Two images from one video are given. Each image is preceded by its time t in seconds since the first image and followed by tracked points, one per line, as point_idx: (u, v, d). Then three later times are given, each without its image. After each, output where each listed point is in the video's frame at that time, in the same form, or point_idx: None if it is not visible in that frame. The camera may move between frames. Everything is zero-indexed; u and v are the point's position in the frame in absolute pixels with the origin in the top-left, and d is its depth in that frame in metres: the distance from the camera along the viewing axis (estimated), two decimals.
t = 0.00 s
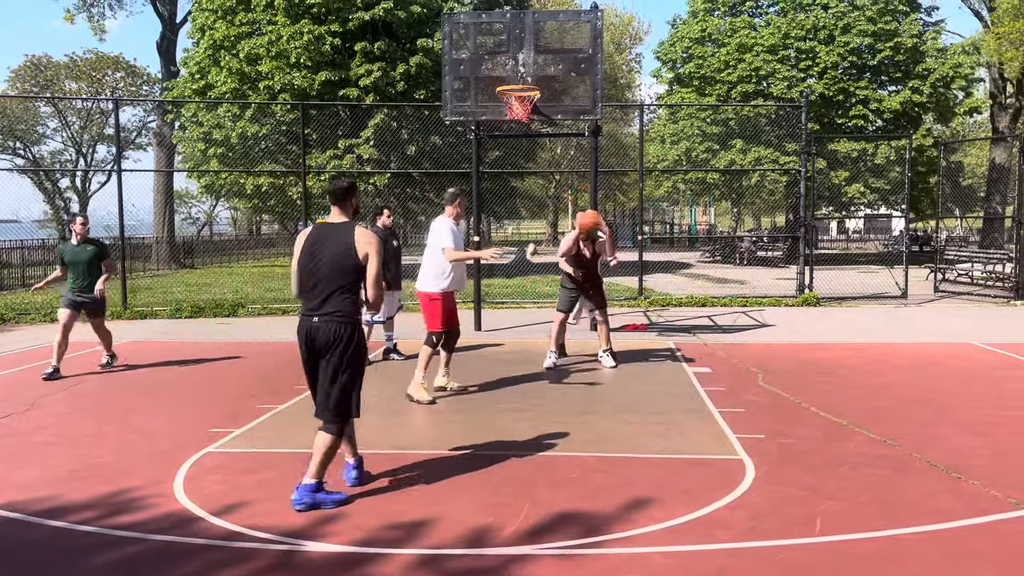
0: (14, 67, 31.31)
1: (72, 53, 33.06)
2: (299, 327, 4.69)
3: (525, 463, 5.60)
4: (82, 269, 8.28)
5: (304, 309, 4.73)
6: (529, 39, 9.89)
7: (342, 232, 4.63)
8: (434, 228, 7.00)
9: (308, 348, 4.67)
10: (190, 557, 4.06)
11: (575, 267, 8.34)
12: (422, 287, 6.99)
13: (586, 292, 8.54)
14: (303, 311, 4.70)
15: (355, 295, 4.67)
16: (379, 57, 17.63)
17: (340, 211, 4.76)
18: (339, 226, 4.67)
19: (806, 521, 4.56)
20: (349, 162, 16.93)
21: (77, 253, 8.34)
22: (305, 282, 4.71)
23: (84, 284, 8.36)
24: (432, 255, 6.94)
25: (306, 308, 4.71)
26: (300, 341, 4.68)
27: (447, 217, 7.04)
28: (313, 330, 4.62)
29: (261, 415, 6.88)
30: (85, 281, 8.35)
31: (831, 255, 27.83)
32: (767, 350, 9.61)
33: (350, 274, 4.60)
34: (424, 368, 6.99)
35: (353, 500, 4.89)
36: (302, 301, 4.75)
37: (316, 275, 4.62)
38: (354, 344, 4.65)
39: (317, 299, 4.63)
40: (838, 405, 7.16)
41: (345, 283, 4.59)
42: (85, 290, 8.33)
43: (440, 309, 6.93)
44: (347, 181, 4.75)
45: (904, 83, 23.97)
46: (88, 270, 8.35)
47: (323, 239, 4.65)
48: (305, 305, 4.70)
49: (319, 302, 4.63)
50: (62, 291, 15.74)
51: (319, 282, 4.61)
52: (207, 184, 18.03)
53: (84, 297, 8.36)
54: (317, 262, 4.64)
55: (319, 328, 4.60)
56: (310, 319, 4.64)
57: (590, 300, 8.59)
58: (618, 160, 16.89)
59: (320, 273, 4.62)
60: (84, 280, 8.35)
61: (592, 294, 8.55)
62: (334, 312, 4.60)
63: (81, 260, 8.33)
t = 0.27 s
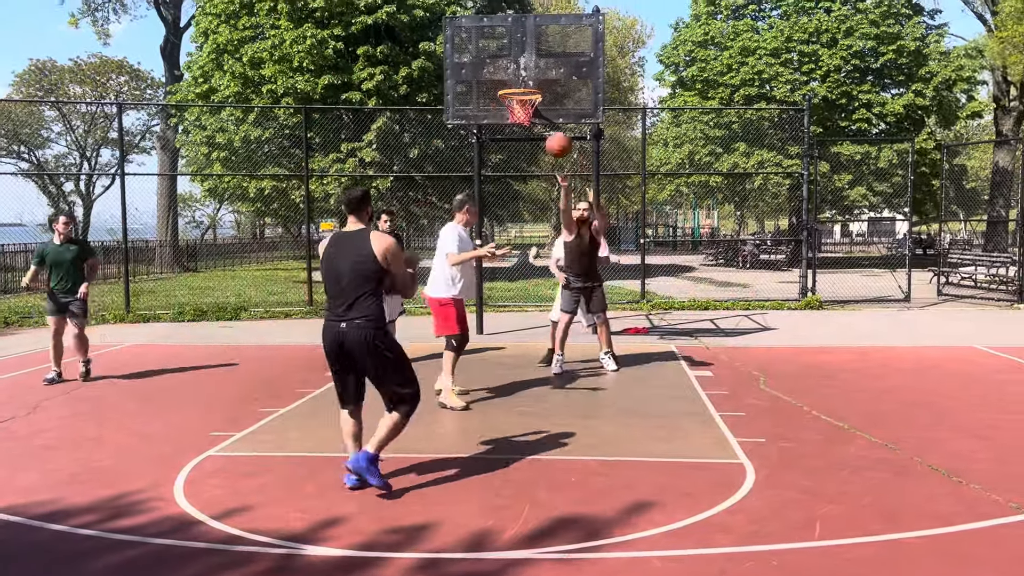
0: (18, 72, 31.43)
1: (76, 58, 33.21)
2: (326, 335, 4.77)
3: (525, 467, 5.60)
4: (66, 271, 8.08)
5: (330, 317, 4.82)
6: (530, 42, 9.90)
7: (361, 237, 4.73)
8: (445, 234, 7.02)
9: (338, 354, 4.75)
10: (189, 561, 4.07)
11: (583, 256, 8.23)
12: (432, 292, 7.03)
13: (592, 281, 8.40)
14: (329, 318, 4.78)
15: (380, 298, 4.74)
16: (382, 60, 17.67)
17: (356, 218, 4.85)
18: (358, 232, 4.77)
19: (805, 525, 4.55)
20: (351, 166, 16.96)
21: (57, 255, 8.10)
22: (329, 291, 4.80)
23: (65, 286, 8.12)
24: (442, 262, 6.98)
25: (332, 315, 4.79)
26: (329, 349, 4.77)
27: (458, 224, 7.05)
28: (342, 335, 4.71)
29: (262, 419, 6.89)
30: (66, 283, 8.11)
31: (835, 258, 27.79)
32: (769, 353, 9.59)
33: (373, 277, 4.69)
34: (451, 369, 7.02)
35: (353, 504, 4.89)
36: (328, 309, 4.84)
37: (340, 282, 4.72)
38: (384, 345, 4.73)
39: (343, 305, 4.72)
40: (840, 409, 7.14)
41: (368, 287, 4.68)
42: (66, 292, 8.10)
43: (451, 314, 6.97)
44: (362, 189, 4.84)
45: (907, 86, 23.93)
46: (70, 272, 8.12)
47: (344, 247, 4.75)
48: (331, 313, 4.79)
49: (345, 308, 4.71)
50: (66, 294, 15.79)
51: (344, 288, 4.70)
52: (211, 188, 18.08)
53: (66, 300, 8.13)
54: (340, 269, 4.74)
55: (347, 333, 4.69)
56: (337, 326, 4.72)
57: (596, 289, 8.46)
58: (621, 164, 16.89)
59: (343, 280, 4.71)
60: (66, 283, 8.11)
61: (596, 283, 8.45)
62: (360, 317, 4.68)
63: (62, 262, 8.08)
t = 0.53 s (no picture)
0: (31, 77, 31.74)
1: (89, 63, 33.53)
2: (372, 336, 4.74)
3: (533, 471, 5.59)
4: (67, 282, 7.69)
5: (373, 317, 4.80)
6: (539, 47, 9.97)
7: (405, 237, 4.76)
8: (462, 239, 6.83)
9: (385, 355, 4.74)
10: (199, 563, 4.09)
11: (591, 259, 8.27)
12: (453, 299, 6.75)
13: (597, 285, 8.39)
14: (374, 319, 4.76)
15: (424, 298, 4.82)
16: (391, 65, 17.78)
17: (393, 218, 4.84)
18: (400, 233, 4.79)
19: (815, 530, 4.52)
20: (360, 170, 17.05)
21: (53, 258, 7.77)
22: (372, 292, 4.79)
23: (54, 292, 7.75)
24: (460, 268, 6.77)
25: (376, 317, 4.78)
26: (375, 350, 4.74)
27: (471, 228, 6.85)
28: (391, 336, 4.72)
29: (272, 422, 6.91)
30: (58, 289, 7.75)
31: (845, 261, 27.65)
32: (778, 357, 9.56)
33: (419, 277, 4.78)
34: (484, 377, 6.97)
35: (361, 507, 4.91)
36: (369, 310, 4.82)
37: (387, 282, 4.74)
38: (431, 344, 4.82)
39: (391, 305, 4.73)
40: (850, 414, 7.10)
41: (416, 287, 4.76)
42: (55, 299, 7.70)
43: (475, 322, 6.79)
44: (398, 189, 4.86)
45: (918, 89, 23.81)
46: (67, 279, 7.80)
47: (388, 247, 4.78)
48: (375, 314, 4.78)
49: (393, 308, 4.73)
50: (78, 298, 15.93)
51: (393, 288, 4.73)
52: (221, 192, 18.19)
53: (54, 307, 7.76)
54: (385, 270, 4.76)
55: (397, 334, 4.71)
56: (385, 327, 4.72)
57: (601, 292, 8.41)
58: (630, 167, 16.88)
59: (390, 280, 4.74)
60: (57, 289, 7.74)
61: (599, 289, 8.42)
62: (410, 317, 4.74)
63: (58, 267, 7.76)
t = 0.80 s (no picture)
0: (47, 81, 32.08)
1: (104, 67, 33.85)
2: (391, 334, 4.76)
3: (545, 473, 5.59)
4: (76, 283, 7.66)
5: (390, 316, 4.81)
6: (551, 49, 9.95)
7: (422, 234, 4.80)
8: (471, 243, 6.71)
9: (405, 353, 4.77)
10: (212, 564, 4.11)
11: (597, 260, 8.21)
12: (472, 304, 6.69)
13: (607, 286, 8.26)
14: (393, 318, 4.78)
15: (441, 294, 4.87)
16: (403, 68, 17.87)
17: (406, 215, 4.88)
18: (416, 230, 4.82)
19: (828, 534, 4.50)
20: (372, 172, 17.12)
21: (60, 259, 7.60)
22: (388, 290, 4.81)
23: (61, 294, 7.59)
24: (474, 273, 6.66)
25: (394, 315, 4.79)
26: (396, 348, 4.75)
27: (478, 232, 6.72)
28: (411, 333, 4.75)
29: (284, 424, 6.94)
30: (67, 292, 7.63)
31: (858, 264, 27.49)
32: (791, 360, 9.51)
33: (436, 274, 4.82)
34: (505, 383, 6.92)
35: (373, 509, 4.93)
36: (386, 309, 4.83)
37: (406, 280, 4.76)
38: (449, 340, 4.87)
39: (410, 303, 4.76)
40: (863, 417, 7.05)
41: (433, 283, 4.80)
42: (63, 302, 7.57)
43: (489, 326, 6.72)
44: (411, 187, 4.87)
45: (931, 91, 23.66)
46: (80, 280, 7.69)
47: (405, 244, 4.80)
48: (393, 312, 4.79)
49: (411, 306, 4.76)
50: (93, 300, 16.08)
51: (410, 286, 4.76)
52: (234, 195, 18.31)
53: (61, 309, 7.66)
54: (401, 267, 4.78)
55: (418, 331, 4.75)
56: (404, 325, 4.75)
57: (611, 292, 8.26)
58: (641, 169, 16.85)
59: (408, 277, 4.77)
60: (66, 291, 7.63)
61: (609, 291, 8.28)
62: (428, 314, 4.78)
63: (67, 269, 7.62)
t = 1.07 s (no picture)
0: (69, 85, 32.50)
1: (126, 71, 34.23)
2: (419, 335, 4.73)
3: (568, 476, 5.54)
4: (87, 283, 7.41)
5: (407, 318, 4.75)
6: (571, 50, 9.92)
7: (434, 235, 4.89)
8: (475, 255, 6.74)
9: (428, 353, 4.77)
10: (237, 565, 4.11)
11: (625, 264, 8.19)
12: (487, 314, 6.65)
13: (630, 291, 8.25)
14: (416, 319, 4.75)
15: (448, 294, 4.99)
16: (422, 70, 17.92)
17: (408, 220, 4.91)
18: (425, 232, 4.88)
19: (857, 539, 4.42)
20: (391, 174, 17.17)
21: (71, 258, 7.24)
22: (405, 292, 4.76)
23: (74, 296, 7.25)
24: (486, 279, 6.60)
25: (415, 316, 4.76)
26: (424, 349, 4.74)
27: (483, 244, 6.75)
28: (436, 332, 4.79)
29: (305, 425, 6.94)
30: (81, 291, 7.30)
31: (879, 266, 27.21)
32: (814, 363, 9.39)
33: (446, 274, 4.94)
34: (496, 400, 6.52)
35: (395, 511, 4.90)
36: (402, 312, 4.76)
37: (424, 280, 4.80)
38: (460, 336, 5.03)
39: (428, 303, 4.80)
40: (889, 420, 6.95)
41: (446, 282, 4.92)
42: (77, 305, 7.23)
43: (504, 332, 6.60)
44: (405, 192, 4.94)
45: (955, 91, 23.39)
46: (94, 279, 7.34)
47: (420, 245, 4.82)
48: (411, 314, 4.75)
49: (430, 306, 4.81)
50: (115, 301, 16.24)
51: (429, 286, 4.82)
52: (254, 197, 18.42)
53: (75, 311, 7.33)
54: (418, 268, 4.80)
55: (440, 330, 4.81)
56: (427, 325, 4.76)
57: (632, 297, 8.24)
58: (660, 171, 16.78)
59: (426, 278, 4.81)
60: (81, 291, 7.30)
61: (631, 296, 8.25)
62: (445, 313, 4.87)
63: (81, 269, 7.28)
